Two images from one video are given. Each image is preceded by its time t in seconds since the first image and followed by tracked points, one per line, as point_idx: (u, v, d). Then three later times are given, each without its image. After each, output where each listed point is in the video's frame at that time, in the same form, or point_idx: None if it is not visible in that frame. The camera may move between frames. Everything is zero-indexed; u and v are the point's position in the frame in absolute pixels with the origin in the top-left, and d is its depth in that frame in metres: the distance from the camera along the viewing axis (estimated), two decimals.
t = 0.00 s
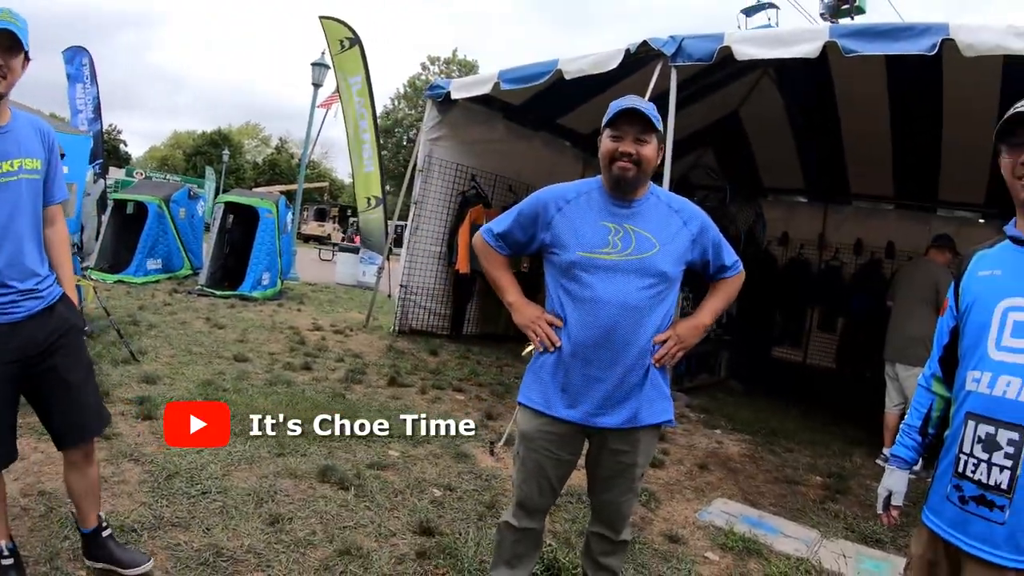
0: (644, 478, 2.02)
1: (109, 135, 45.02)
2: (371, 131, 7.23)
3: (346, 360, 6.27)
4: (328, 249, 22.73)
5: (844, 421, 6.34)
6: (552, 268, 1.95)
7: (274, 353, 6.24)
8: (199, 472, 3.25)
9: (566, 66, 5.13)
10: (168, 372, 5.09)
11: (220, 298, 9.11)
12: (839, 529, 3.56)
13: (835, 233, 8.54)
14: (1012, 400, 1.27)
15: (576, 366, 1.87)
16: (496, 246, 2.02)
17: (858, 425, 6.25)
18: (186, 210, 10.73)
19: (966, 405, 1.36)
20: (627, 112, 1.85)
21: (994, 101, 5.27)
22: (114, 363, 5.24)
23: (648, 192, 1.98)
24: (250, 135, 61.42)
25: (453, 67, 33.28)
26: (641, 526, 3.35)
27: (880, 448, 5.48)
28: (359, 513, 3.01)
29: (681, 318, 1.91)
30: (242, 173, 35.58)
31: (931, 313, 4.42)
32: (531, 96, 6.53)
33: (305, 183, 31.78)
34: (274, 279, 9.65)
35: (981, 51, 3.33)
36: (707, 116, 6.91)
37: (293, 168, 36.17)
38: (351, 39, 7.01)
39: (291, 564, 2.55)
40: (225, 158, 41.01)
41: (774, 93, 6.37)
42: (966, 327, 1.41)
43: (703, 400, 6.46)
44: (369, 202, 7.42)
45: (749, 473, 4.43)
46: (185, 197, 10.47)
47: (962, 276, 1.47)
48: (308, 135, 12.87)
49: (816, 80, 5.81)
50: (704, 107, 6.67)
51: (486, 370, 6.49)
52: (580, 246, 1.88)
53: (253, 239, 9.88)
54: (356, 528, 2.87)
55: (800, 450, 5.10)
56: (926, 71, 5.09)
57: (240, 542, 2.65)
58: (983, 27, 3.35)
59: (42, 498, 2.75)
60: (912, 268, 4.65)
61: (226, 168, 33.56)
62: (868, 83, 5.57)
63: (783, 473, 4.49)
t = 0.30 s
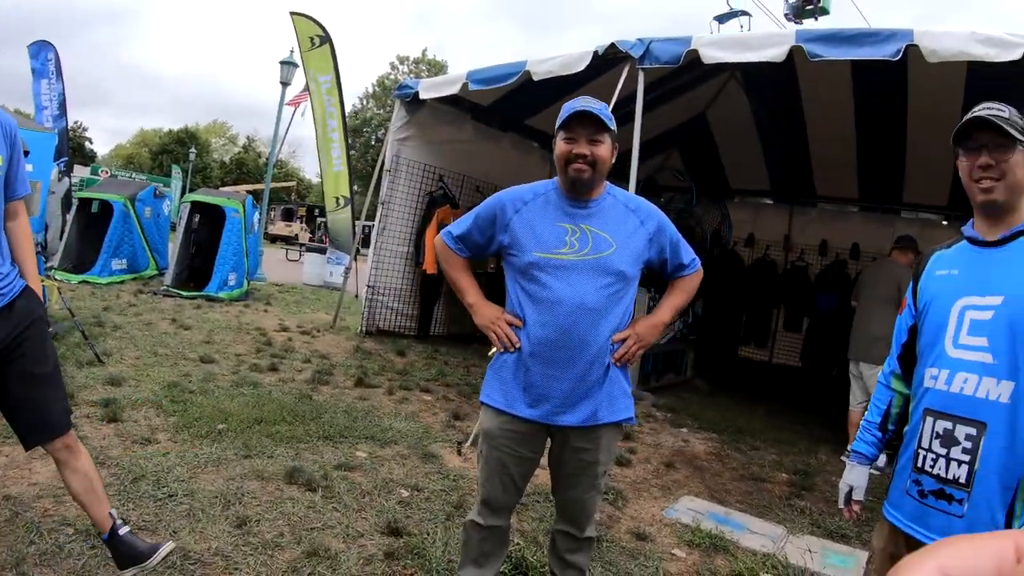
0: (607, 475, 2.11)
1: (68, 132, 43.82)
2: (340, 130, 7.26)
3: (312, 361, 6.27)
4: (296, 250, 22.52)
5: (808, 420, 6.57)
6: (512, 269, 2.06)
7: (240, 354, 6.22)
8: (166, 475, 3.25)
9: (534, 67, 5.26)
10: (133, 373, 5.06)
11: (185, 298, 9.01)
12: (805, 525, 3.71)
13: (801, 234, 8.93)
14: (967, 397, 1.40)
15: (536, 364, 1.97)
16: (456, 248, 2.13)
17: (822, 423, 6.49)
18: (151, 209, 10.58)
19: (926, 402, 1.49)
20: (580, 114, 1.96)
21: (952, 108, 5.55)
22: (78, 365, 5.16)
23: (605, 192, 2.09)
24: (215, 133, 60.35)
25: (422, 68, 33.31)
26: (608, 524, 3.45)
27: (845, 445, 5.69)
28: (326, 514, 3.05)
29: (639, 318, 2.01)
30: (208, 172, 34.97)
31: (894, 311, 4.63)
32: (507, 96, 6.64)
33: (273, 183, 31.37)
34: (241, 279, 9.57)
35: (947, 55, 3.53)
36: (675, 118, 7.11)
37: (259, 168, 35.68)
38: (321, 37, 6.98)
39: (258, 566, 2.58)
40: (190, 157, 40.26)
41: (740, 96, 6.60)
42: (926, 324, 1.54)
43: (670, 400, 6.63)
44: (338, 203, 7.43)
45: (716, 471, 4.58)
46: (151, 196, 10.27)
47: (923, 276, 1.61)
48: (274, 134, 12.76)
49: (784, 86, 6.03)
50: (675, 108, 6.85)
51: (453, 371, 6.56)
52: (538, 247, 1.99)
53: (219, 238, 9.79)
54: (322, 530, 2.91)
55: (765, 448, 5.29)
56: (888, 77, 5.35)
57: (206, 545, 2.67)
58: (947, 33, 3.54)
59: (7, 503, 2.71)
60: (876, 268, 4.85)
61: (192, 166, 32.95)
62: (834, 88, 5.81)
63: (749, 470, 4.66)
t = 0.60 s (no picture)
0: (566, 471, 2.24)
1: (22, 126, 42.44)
2: (306, 127, 7.26)
3: (277, 360, 6.28)
4: (261, 248, 22.23)
5: (771, 415, 6.80)
6: (470, 264, 2.17)
7: (204, 354, 6.17)
8: (128, 476, 3.27)
9: (500, 65, 5.38)
10: (95, 374, 5.00)
11: (148, 297, 8.87)
12: (770, 519, 3.87)
13: (766, 233, 9.21)
14: (924, 390, 1.54)
15: (494, 358, 2.08)
16: (417, 246, 2.24)
17: (785, 418, 6.72)
18: (114, 207, 10.39)
19: (884, 397, 1.63)
20: (539, 112, 2.09)
21: (910, 107, 5.84)
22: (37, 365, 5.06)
23: (563, 190, 2.23)
24: (179, 128, 58.98)
25: (389, 65, 33.18)
26: (574, 521, 3.57)
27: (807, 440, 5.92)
28: (291, 514, 3.10)
29: (596, 314, 2.14)
30: (171, 169, 34.26)
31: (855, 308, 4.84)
32: (481, 93, 6.77)
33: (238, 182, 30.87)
34: (205, 277, 9.46)
35: (909, 57, 3.74)
36: (642, 116, 7.30)
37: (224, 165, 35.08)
38: (288, 33, 7.01)
39: (224, 566, 2.61)
40: (152, 153, 39.36)
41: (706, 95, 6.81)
42: (885, 318, 1.68)
43: (636, 397, 6.79)
44: (304, 200, 7.45)
45: (680, 467, 4.74)
46: (114, 192, 10.09)
47: (882, 272, 1.75)
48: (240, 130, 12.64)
49: (749, 87, 6.26)
50: (642, 106, 7.06)
51: (418, 369, 6.62)
52: (496, 244, 2.11)
53: (183, 236, 9.67)
54: (287, 529, 2.96)
55: (730, 444, 5.47)
56: (847, 78, 5.61)
57: (170, 545, 2.71)
58: (909, 35, 3.75)
59: None
60: (840, 266, 5.05)
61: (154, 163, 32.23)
62: (799, 90, 6.06)
63: (714, 466, 4.83)
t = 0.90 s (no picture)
0: (540, 466, 2.20)
1: None
2: (284, 121, 7.14)
3: (254, 356, 6.18)
4: (238, 245, 21.90)
5: (749, 412, 6.84)
6: (444, 260, 2.12)
7: (180, 350, 6.04)
8: (102, 474, 3.17)
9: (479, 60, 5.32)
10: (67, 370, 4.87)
11: (123, 292, 8.67)
12: (747, 515, 3.88)
13: (743, 232, 9.28)
14: (896, 387, 1.52)
15: (467, 354, 2.04)
16: (390, 239, 2.18)
17: (762, 415, 6.77)
18: (89, 201, 10.17)
19: (857, 393, 1.61)
20: (516, 106, 2.04)
21: (886, 108, 5.90)
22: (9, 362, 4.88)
23: (538, 186, 2.19)
24: (154, 121, 57.97)
25: (369, 60, 32.88)
26: (551, 517, 3.54)
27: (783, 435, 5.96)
28: (266, 511, 3.02)
29: (569, 311, 2.10)
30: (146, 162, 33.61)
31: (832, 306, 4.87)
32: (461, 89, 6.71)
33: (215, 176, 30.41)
34: (181, 273, 9.29)
35: (886, 58, 3.76)
36: (622, 113, 7.29)
37: (201, 159, 34.55)
38: (267, 26, 6.88)
39: (199, 565, 2.54)
40: (126, 147, 38.59)
41: (685, 93, 6.83)
42: (858, 315, 1.67)
43: (613, 394, 6.78)
44: (282, 197, 7.35)
45: (657, 463, 4.74)
46: (89, 186, 9.90)
47: (855, 269, 1.74)
48: (218, 124, 12.44)
49: (728, 86, 6.29)
50: (621, 104, 7.06)
51: (396, 366, 6.55)
52: (471, 240, 2.07)
53: (159, 231, 9.49)
54: (264, 526, 2.88)
55: (707, 440, 5.48)
56: (825, 78, 5.65)
57: (145, 544, 2.62)
58: (887, 37, 3.76)
59: None
60: (815, 264, 5.08)
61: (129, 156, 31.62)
62: (777, 90, 6.09)
63: (691, 462, 4.83)
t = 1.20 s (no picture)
0: (531, 464, 2.18)
1: None
2: (275, 119, 7.08)
3: (245, 354, 6.13)
4: (228, 243, 21.73)
5: (740, 410, 6.85)
6: (435, 257, 2.09)
7: (171, 348, 5.98)
8: (92, 473, 3.13)
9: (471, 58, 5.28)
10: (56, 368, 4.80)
11: (114, 290, 8.58)
12: (738, 513, 3.87)
13: (736, 230, 9.29)
14: (886, 386, 1.51)
15: (458, 352, 2.01)
16: (381, 236, 2.14)
17: (754, 413, 6.78)
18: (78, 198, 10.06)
19: (846, 392, 1.60)
20: (509, 103, 2.01)
21: (878, 108, 5.91)
22: None
23: (529, 184, 2.16)
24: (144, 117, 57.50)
25: (361, 57, 32.71)
26: (542, 516, 3.51)
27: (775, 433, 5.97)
28: (257, 510, 2.99)
29: (560, 308, 2.08)
30: (136, 159, 33.31)
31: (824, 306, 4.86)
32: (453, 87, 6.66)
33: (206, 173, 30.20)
34: (173, 271, 9.23)
35: (878, 57, 3.75)
36: (615, 111, 7.28)
37: (192, 156, 34.29)
38: (257, 23, 6.81)
39: (189, 564, 2.50)
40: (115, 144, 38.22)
41: (678, 91, 6.82)
42: (847, 313, 1.65)
43: (605, 392, 6.78)
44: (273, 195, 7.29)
45: (649, 461, 4.73)
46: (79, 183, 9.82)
47: (845, 267, 1.72)
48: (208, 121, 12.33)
49: (721, 85, 6.28)
50: (615, 101, 7.03)
51: (388, 364, 6.51)
52: (463, 237, 2.04)
53: (151, 228, 9.42)
54: (255, 525, 2.85)
55: (698, 438, 5.47)
56: (818, 77, 5.65)
57: (135, 544, 2.58)
58: (879, 36, 3.75)
59: None
60: (806, 263, 5.08)
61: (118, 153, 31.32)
62: (771, 89, 6.08)
63: (682, 460, 4.82)
